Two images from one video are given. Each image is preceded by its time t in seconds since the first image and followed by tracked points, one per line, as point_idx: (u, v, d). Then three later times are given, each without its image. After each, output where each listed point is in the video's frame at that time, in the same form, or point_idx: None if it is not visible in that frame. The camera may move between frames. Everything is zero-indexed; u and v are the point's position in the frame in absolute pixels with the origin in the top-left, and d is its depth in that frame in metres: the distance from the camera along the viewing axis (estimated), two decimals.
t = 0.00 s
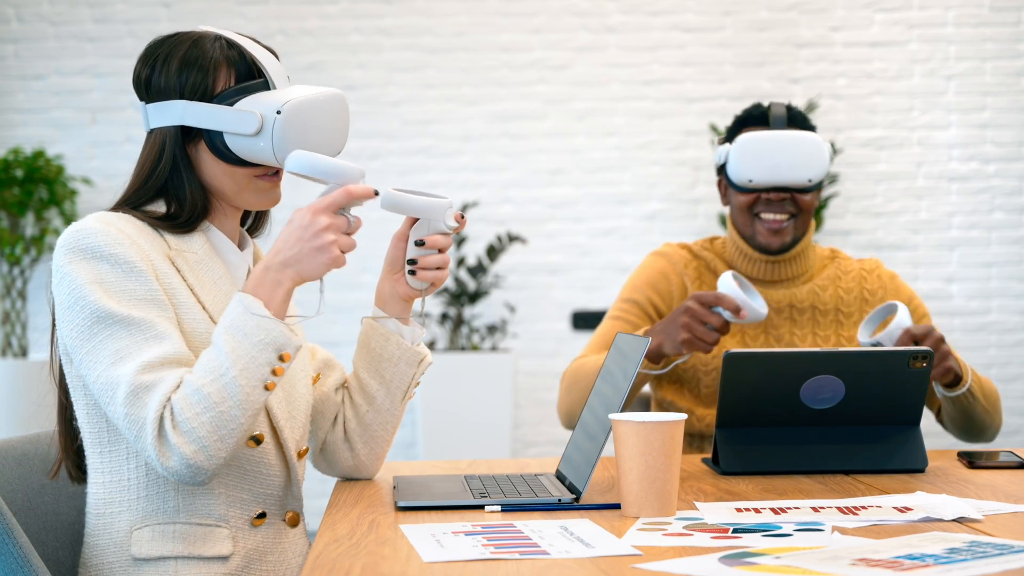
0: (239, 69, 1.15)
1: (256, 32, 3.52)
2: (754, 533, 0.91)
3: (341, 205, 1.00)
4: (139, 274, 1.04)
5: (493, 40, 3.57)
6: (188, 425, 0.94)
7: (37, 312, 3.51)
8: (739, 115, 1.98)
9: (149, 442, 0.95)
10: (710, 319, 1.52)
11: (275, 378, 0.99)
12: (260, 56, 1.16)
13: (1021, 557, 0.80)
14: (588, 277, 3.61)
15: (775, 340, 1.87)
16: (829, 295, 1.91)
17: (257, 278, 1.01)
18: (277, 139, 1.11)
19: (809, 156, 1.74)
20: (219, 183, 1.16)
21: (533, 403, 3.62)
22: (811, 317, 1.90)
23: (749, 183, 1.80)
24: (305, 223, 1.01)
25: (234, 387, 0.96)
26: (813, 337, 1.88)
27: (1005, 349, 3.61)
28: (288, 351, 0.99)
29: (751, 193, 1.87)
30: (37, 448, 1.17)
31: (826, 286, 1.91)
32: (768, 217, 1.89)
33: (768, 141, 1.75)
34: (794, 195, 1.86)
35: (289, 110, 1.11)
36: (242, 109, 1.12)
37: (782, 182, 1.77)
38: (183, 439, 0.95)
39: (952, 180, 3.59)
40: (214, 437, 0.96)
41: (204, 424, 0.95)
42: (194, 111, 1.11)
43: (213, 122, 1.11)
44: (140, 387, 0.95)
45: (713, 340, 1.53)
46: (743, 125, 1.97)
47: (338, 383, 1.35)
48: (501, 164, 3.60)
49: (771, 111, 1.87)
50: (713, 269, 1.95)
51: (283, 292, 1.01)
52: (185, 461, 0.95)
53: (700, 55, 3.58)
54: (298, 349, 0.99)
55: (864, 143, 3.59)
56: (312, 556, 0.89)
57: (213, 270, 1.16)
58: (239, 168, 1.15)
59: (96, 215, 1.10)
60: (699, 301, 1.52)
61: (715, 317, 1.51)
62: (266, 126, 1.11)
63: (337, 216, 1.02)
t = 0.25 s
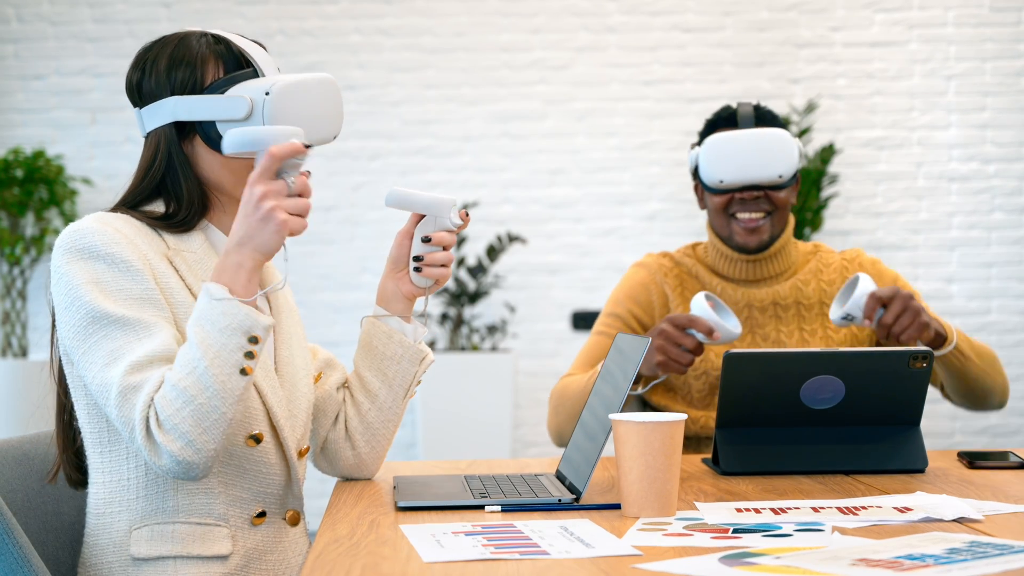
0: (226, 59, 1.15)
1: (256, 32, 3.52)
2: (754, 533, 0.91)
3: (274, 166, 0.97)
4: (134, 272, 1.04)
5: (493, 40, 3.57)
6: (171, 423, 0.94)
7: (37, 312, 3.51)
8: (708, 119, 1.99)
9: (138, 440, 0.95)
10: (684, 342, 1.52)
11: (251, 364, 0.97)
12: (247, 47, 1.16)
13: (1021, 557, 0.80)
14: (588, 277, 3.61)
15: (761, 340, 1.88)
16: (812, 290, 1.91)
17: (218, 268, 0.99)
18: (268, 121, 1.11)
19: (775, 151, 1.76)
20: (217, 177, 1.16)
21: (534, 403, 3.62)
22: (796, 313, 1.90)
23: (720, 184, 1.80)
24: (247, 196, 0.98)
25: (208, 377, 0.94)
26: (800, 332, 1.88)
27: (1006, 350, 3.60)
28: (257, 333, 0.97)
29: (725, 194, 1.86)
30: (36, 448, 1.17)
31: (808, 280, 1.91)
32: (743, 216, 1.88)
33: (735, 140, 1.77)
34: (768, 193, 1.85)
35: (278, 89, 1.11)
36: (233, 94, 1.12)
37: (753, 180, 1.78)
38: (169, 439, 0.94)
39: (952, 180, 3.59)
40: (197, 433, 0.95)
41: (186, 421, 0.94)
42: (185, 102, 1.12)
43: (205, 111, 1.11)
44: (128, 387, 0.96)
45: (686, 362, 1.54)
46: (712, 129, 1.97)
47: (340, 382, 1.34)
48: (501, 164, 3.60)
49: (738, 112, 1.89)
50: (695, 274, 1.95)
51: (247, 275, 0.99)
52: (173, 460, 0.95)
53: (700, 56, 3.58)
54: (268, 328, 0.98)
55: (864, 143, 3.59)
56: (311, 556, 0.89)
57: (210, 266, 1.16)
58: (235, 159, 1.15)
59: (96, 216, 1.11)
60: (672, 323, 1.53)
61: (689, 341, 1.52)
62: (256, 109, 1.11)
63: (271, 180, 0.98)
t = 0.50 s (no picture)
0: (221, 51, 1.19)
1: (256, 32, 3.52)
2: (754, 533, 0.91)
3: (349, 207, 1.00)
4: (145, 272, 1.04)
5: (493, 40, 3.57)
6: (200, 424, 0.94)
7: (37, 312, 3.51)
8: (686, 121, 1.98)
9: (155, 438, 0.94)
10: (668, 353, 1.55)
11: (296, 395, 0.97)
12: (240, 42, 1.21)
13: (1021, 556, 0.80)
14: (588, 277, 3.61)
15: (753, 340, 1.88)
16: (797, 286, 1.91)
17: (297, 297, 1.00)
18: (260, 93, 1.12)
19: (753, 146, 1.78)
20: (215, 163, 1.17)
21: (533, 403, 3.62)
22: (784, 310, 1.89)
23: (701, 183, 1.82)
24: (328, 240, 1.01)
25: (252, 392, 0.94)
26: (790, 328, 1.88)
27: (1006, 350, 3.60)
28: (315, 373, 0.98)
29: (706, 194, 1.87)
30: (36, 448, 1.17)
31: (793, 276, 1.91)
32: (726, 215, 1.88)
33: (712, 138, 1.78)
34: (750, 191, 1.86)
35: (268, 64, 1.13)
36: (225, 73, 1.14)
37: (734, 178, 1.79)
38: (191, 436, 0.94)
39: (952, 181, 3.59)
40: (225, 438, 0.95)
41: (216, 426, 0.94)
42: (181, 88, 1.14)
43: (200, 92, 1.13)
44: (150, 382, 0.95)
45: (670, 372, 1.56)
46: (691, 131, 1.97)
47: (339, 383, 1.34)
48: (501, 164, 3.60)
49: (714, 113, 1.89)
50: (681, 278, 1.95)
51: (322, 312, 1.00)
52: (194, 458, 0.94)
53: (700, 56, 3.58)
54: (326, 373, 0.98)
55: (864, 143, 3.59)
56: (311, 556, 0.89)
57: (217, 270, 1.16)
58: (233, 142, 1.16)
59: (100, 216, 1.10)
60: (653, 334, 1.55)
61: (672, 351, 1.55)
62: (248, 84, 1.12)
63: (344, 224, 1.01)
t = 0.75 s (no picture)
0: (223, 52, 1.21)
1: (256, 32, 3.52)
2: (754, 533, 0.91)
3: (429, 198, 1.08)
4: (171, 253, 1.05)
5: (493, 40, 3.57)
6: (259, 371, 0.95)
7: (37, 312, 3.51)
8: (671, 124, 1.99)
9: (210, 390, 0.93)
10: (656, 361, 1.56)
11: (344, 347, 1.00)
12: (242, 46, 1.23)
13: (1021, 556, 0.80)
14: (588, 278, 3.61)
15: (745, 340, 1.88)
16: (786, 284, 1.90)
17: (342, 253, 1.03)
18: (255, 82, 1.12)
19: (740, 145, 1.79)
20: (217, 159, 1.17)
21: (533, 403, 3.62)
22: (776, 308, 1.89)
23: (689, 185, 1.83)
24: (398, 215, 1.05)
25: (308, 342, 0.97)
26: (782, 327, 1.88)
27: (1006, 350, 3.60)
28: (361, 323, 1.01)
29: (695, 195, 1.88)
30: (36, 448, 1.17)
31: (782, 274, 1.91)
32: (715, 215, 1.90)
33: (698, 139, 1.79)
34: (738, 190, 1.87)
35: (263, 55, 1.14)
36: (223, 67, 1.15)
37: (721, 178, 1.80)
38: (251, 383, 0.94)
39: (952, 181, 3.59)
40: (281, 386, 0.96)
41: (275, 373, 0.95)
42: (183, 86, 1.15)
43: (200, 86, 1.14)
44: (197, 340, 0.95)
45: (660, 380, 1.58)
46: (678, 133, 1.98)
47: (340, 381, 1.34)
48: (501, 164, 3.60)
49: (699, 114, 1.90)
50: (673, 281, 1.95)
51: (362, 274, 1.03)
52: (252, 409, 0.94)
53: (699, 55, 3.58)
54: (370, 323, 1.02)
55: (864, 144, 3.59)
56: (312, 556, 0.89)
57: (231, 264, 1.15)
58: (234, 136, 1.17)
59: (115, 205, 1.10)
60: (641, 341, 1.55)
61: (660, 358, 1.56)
62: (244, 74, 1.13)
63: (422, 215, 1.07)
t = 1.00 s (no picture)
0: (227, 58, 1.21)
1: (256, 32, 3.52)
2: (754, 533, 0.91)
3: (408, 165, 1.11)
4: (180, 246, 1.06)
5: (493, 40, 3.57)
6: (262, 361, 0.96)
7: (37, 312, 3.51)
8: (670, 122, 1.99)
9: (213, 380, 0.94)
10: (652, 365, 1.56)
11: (347, 337, 1.01)
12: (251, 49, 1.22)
13: (1021, 557, 0.80)
14: (588, 277, 3.61)
15: (742, 339, 1.88)
16: (782, 282, 1.90)
17: (341, 249, 1.07)
18: (245, 88, 1.12)
19: (736, 144, 1.78)
20: (219, 164, 1.18)
21: (534, 403, 3.62)
22: (772, 307, 1.89)
23: (684, 184, 1.82)
24: (381, 194, 1.09)
25: (310, 333, 0.98)
26: (778, 326, 1.88)
27: (1006, 350, 3.60)
28: (363, 314, 1.02)
29: (692, 194, 1.87)
30: (36, 448, 1.17)
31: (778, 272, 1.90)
32: (712, 214, 1.89)
33: (693, 138, 1.78)
34: (735, 189, 1.87)
35: (254, 61, 1.13)
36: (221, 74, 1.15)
37: (716, 177, 1.79)
38: (254, 371, 0.96)
39: (952, 181, 3.59)
40: (284, 375, 0.97)
41: (277, 362, 0.96)
42: (187, 95, 1.17)
43: (199, 95, 1.15)
44: (201, 330, 0.96)
45: (657, 384, 1.57)
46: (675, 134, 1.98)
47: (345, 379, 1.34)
48: (501, 164, 3.60)
49: (697, 113, 1.90)
50: (671, 280, 1.95)
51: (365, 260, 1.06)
52: (255, 396, 0.95)
53: (699, 55, 3.58)
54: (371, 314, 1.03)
55: (864, 143, 3.59)
56: (312, 556, 0.89)
57: (239, 260, 1.17)
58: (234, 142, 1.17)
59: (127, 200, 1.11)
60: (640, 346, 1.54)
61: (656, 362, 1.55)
62: (237, 81, 1.13)
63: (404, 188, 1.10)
